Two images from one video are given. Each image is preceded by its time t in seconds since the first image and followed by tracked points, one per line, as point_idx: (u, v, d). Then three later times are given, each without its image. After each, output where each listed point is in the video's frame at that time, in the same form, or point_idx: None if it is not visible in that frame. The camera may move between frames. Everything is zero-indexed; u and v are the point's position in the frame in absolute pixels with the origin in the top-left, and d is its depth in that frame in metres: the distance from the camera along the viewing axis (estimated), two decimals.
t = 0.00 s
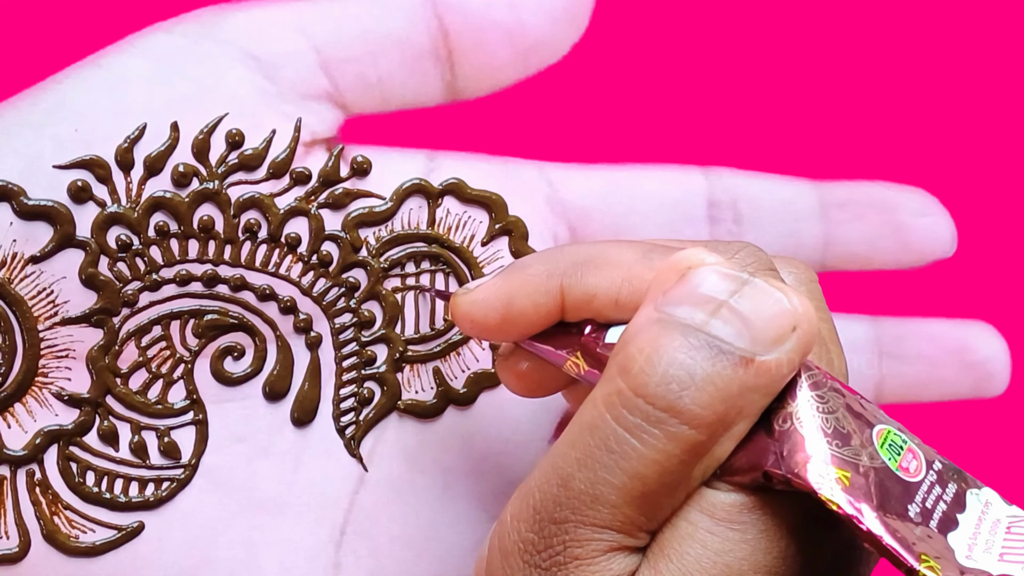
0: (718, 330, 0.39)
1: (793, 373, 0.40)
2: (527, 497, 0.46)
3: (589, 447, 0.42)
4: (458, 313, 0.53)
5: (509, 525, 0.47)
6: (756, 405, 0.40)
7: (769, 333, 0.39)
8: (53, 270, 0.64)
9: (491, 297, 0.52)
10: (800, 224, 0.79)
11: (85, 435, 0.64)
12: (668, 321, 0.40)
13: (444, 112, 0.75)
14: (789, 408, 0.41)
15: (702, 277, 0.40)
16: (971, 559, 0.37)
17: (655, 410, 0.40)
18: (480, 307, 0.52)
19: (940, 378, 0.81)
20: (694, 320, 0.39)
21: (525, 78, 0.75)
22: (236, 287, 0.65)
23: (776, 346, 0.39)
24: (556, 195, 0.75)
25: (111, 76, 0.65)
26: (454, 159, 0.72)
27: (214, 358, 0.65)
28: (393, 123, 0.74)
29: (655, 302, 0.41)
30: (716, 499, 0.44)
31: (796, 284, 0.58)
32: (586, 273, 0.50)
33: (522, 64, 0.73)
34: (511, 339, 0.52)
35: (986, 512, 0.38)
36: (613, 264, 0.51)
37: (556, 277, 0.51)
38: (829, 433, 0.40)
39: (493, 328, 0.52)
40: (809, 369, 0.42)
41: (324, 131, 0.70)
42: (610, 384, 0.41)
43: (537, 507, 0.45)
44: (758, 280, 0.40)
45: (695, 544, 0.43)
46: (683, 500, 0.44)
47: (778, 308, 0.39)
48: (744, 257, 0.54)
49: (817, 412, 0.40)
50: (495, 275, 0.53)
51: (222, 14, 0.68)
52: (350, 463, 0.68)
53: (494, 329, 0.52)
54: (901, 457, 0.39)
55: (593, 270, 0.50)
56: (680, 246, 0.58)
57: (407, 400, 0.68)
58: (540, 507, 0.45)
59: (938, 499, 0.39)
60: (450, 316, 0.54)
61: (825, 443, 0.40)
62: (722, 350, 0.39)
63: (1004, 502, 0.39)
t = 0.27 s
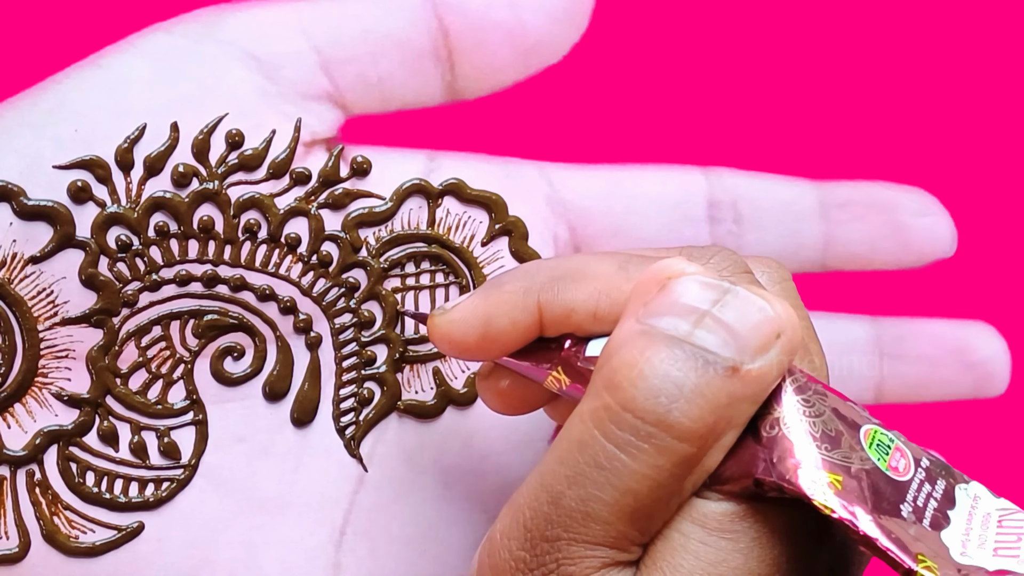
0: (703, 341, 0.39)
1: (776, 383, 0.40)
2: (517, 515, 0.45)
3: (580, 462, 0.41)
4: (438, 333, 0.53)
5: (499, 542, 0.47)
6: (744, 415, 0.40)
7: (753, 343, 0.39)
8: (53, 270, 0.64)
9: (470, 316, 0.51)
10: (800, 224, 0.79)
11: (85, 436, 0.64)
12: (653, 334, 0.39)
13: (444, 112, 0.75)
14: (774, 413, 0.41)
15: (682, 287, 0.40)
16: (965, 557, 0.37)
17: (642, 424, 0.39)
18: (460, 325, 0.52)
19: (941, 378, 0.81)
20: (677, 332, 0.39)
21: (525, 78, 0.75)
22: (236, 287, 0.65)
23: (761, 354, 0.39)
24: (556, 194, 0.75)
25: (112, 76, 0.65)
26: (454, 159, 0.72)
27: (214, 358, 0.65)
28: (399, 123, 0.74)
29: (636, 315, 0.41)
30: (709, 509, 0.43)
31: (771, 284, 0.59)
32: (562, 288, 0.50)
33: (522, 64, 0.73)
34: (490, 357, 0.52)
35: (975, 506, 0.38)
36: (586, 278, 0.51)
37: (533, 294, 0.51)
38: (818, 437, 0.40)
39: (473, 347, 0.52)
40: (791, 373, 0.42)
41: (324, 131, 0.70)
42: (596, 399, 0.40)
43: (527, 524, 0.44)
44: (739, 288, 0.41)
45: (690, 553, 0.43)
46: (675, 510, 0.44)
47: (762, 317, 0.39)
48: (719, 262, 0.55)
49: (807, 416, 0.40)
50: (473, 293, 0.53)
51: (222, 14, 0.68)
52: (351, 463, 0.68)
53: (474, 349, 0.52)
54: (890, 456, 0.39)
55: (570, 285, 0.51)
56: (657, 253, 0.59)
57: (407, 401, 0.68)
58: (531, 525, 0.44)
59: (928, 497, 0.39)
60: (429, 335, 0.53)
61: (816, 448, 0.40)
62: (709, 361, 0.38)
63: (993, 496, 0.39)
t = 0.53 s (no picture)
0: (757, 351, 0.39)
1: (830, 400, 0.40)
2: (553, 513, 0.45)
3: (623, 462, 0.41)
4: (484, 332, 0.55)
5: (535, 536, 0.46)
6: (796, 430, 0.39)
7: (808, 357, 0.39)
8: (53, 270, 0.64)
9: (520, 317, 0.53)
10: (800, 224, 0.79)
11: (85, 435, 0.64)
12: (707, 340, 0.40)
13: (445, 112, 0.75)
14: (821, 430, 0.39)
15: (739, 298, 0.41)
16: None
17: (691, 428, 0.39)
18: (509, 326, 0.53)
19: (941, 378, 0.81)
20: (732, 339, 0.39)
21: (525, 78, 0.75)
22: (236, 287, 0.66)
23: (815, 369, 0.39)
24: (556, 195, 0.75)
25: (112, 76, 0.65)
26: (454, 158, 0.72)
27: (214, 358, 0.65)
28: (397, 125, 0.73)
29: (692, 321, 0.41)
30: (747, 520, 0.42)
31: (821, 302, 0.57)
32: (615, 293, 0.50)
33: (523, 64, 0.73)
34: (539, 359, 0.53)
35: (1012, 540, 0.38)
36: (641, 283, 0.50)
37: (584, 297, 0.51)
38: (861, 457, 0.38)
39: (520, 348, 0.53)
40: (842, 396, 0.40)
41: (324, 131, 0.70)
42: (647, 400, 0.40)
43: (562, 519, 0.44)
44: (796, 305, 0.41)
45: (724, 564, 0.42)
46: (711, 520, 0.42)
47: (817, 332, 0.39)
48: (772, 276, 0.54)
49: (850, 434, 0.39)
50: (525, 296, 0.54)
51: (222, 14, 0.68)
52: (351, 463, 0.68)
53: (521, 348, 0.53)
54: (933, 483, 0.38)
55: (624, 289, 0.50)
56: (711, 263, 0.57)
57: (407, 401, 0.68)
58: (567, 520, 0.44)
59: (968, 526, 0.37)
60: (476, 336, 0.56)
61: (858, 467, 0.38)
62: (761, 371, 0.38)
63: None
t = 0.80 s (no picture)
0: (744, 343, 0.39)
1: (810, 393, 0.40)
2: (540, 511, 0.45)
3: (609, 453, 0.41)
4: (479, 334, 0.55)
5: (522, 523, 0.47)
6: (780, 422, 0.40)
7: (795, 348, 0.39)
8: (53, 270, 0.64)
9: (513, 319, 0.54)
10: (800, 224, 0.79)
11: (85, 435, 0.64)
12: (693, 330, 0.40)
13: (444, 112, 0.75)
14: (809, 423, 0.40)
15: (730, 291, 0.41)
16: None
17: (675, 418, 0.39)
18: (501, 328, 0.54)
19: (941, 378, 0.81)
20: (718, 331, 0.40)
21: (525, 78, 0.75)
22: (236, 287, 0.66)
23: (801, 360, 0.39)
24: (556, 194, 0.74)
25: (112, 76, 0.65)
26: (453, 158, 0.72)
27: (214, 358, 0.65)
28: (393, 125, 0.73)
29: (681, 314, 0.42)
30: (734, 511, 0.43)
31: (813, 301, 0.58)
32: (606, 292, 0.51)
33: (523, 64, 0.73)
34: (531, 361, 0.53)
35: (1003, 534, 0.38)
36: (629, 282, 0.52)
37: (577, 298, 0.52)
38: (847, 448, 0.39)
39: (513, 350, 0.54)
40: (830, 391, 0.41)
41: (324, 131, 0.70)
42: (632, 391, 0.41)
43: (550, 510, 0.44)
44: (785, 298, 0.41)
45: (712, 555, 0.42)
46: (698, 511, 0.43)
47: (806, 323, 0.40)
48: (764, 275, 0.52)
49: (835, 425, 0.40)
50: (518, 299, 0.55)
51: (222, 14, 0.68)
52: (351, 463, 0.68)
53: (512, 351, 0.53)
54: (923, 477, 0.38)
55: (614, 288, 0.52)
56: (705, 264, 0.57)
57: (407, 401, 0.68)
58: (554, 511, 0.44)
59: (956, 519, 0.38)
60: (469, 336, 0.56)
61: (844, 457, 0.39)
62: (747, 361, 0.39)
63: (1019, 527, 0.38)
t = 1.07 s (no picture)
0: (879, 222, 0.44)
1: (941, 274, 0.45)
2: (625, 451, 0.49)
3: (691, 375, 0.46)
4: (596, 187, 0.61)
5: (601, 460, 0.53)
6: (870, 332, 0.44)
7: (926, 234, 0.43)
8: (53, 270, 0.64)
9: (636, 171, 0.60)
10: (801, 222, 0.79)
11: (86, 435, 0.64)
12: (829, 214, 0.45)
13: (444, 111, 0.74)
14: (926, 305, 0.44)
15: (860, 175, 0.46)
16: None
17: (810, 277, 0.44)
18: (622, 179, 0.60)
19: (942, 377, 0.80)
20: (855, 215, 0.44)
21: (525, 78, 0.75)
22: (236, 286, 0.65)
23: (930, 249, 0.43)
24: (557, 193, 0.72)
25: (111, 76, 0.65)
26: (453, 157, 0.72)
27: (214, 357, 0.65)
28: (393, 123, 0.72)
29: (814, 198, 0.46)
30: (804, 435, 0.46)
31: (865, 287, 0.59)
32: (668, 152, 0.62)
33: (523, 64, 0.73)
34: (641, 216, 0.60)
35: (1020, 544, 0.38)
36: (756, 152, 0.61)
37: (702, 159, 0.60)
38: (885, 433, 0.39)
39: (629, 202, 0.60)
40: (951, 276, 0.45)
41: (323, 130, 0.69)
42: (772, 266, 0.45)
43: (628, 441, 0.49)
44: (915, 187, 0.45)
45: (780, 476, 0.45)
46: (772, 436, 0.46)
47: (935, 213, 0.44)
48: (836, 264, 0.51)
49: (950, 303, 0.44)
50: (638, 156, 0.61)
51: (221, 13, 0.68)
52: (351, 463, 0.68)
53: (631, 203, 0.59)
54: (976, 375, 0.41)
55: (737, 158, 0.60)
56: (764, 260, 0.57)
57: (407, 400, 0.68)
58: (632, 442, 0.49)
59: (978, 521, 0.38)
60: (587, 190, 0.62)
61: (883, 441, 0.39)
62: (881, 244, 0.43)
63: None
